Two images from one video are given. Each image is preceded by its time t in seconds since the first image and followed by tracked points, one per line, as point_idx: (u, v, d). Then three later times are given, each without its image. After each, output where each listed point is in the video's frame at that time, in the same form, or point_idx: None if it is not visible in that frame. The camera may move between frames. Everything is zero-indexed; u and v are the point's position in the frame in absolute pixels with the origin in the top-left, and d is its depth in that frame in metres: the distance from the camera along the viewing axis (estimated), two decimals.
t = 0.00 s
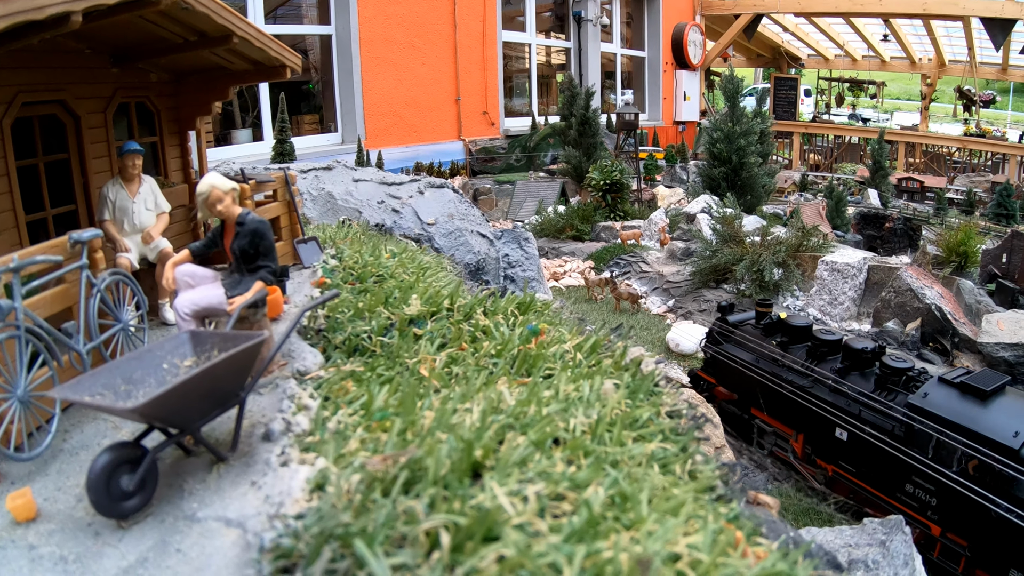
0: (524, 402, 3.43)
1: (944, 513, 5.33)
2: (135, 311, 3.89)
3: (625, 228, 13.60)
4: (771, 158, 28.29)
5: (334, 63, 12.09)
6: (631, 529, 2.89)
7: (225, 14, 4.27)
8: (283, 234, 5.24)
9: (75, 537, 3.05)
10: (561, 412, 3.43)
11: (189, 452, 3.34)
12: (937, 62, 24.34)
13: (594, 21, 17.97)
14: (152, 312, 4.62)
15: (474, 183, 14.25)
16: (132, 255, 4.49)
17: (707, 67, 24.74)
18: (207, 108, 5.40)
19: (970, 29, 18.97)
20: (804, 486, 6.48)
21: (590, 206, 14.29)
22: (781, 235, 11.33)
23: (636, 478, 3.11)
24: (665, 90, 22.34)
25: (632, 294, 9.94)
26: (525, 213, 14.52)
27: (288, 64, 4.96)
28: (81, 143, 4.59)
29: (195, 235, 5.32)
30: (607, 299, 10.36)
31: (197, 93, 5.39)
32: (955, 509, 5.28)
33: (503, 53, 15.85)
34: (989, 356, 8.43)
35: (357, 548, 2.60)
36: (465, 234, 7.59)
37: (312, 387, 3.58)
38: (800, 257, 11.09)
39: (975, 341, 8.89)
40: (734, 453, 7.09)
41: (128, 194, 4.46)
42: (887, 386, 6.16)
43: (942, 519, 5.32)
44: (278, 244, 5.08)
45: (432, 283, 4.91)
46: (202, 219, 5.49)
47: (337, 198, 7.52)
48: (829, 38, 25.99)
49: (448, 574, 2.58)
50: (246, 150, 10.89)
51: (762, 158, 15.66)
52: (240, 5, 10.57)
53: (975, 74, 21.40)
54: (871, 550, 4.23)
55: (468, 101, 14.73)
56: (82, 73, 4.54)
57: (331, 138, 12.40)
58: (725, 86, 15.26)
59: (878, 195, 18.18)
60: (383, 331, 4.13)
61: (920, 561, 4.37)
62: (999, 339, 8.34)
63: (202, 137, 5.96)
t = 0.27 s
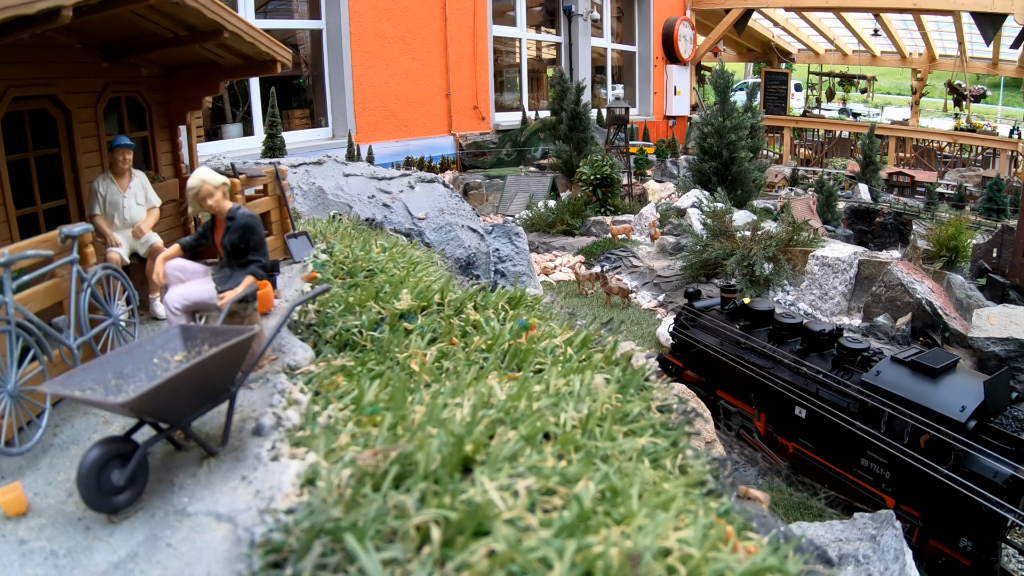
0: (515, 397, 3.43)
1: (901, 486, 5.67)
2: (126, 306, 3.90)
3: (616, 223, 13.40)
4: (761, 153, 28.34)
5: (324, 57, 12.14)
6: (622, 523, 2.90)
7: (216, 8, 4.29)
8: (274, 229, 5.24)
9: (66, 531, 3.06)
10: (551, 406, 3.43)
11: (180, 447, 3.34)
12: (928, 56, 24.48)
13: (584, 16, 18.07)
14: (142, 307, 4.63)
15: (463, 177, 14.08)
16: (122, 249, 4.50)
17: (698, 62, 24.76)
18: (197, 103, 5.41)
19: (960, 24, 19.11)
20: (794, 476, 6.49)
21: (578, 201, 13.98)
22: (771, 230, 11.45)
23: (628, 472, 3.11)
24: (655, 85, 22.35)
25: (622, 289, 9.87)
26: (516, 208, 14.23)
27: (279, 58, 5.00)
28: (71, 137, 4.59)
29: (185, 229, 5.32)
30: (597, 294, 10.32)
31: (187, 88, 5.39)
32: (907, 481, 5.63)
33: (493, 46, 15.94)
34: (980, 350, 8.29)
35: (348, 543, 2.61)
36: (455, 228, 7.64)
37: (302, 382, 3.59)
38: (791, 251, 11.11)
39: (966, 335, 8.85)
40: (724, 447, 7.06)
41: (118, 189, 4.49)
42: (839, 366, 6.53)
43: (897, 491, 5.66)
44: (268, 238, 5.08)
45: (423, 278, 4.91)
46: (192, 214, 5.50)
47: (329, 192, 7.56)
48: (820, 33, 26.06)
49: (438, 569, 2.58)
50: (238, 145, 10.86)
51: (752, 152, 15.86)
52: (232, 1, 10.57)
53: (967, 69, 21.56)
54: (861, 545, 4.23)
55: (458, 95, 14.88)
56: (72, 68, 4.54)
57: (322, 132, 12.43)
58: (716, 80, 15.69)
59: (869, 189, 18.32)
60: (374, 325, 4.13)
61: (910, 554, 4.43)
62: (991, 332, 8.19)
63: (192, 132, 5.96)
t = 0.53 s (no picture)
0: (505, 391, 3.43)
1: (859, 460, 6.54)
2: (117, 300, 3.90)
3: (606, 218, 13.48)
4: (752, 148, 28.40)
5: (314, 51, 12.15)
6: (612, 518, 2.90)
7: (206, 2, 4.30)
8: (264, 223, 5.30)
9: (56, 526, 3.07)
10: (542, 401, 3.43)
11: (170, 441, 3.33)
12: (918, 50, 24.35)
13: (573, 10, 17.93)
14: (132, 302, 4.63)
15: (454, 172, 14.25)
16: (114, 245, 4.53)
17: (688, 57, 24.78)
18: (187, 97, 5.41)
19: (949, 18, 19.22)
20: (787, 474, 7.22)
21: (569, 195, 13.97)
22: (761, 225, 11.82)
23: (618, 467, 3.12)
24: (646, 80, 22.34)
25: (612, 284, 10.08)
26: (506, 202, 14.28)
27: (269, 52, 5.01)
28: (61, 132, 4.58)
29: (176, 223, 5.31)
30: (587, 288, 10.45)
31: (177, 82, 5.40)
32: (862, 456, 6.50)
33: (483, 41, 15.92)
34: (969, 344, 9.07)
35: (338, 537, 2.61)
36: (446, 223, 7.64)
37: (292, 376, 3.59)
38: (781, 246, 11.50)
39: (956, 330, 9.37)
40: (715, 445, 7.75)
41: (108, 183, 4.49)
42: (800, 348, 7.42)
43: (854, 465, 6.53)
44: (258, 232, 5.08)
45: (413, 272, 4.91)
46: (182, 209, 5.49)
47: (319, 186, 7.56)
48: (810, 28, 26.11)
49: (429, 564, 2.59)
50: (227, 140, 10.85)
51: (742, 147, 16.08)
52: None
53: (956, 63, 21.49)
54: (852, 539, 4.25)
55: (448, 90, 14.86)
56: (62, 62, 4.53)
57: (312, 127, 12.41)
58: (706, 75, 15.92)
59: (859, 183, 18.47)
60: (363, 319, 4.13)
61: (899, 548, 4.49)
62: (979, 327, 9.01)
63: (182, 127, 5.96)
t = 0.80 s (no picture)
0: (495, 385, 3.43)
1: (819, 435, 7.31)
2: (106, 295, 3.92)
3: (596, 212, 13.83)
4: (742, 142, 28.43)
5: (303, 45, 12.13)
6: (602, 512, 2.90)
7: None
8: (254, 218, 5.25)
9: (46, 520, 3.08)
10: (531, 395, 3.43)
11: (160, 435, 3.33)
12: (909, 45, 24.54)
13: (564, 4, 18.05)
14: (122, 296, 4.63)
15: (444, 166, 14.12)
16: (103, 239, 4.51)
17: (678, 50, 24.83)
18: (177, 92, 5.42)
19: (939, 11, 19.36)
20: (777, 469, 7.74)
21: (558, 190, 14.31)
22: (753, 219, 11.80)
23: (608, 461, 3.12)
24: (635, 74, 22.33)
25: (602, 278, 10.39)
26: (496, 196, 14.59)
27: (259, 47, 5.03)
28: (52, 127, 4.57)
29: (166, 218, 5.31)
30: (577, 282, 10.55)
31: (168, 77, 5.41)
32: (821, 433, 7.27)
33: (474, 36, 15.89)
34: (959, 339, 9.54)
35: (327, 531, 2.62)
36: (435, 217, 7.64)
37: (282, 370, 3.59)
38: (771, 240, 11.54)
39: (945, 325, 9.99)
40: (706, 438, 8.27)
41: (98, 177, 4.49)
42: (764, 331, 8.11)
43: (814, 441, 7.30)
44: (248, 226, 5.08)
45: (403, 267, 4.90)
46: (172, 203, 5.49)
47: (308, 181, 7.54)
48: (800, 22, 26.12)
49: (419, 558, 2.60)
50: (217, 134, 10.86)
51: (734, 141, 16.13)
52: None
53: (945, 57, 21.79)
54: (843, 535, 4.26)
55: (439, 85, 14.80)
56: (53, 56, 4.54)
57: (301, 121, 12.41)
58: (695, 69, 15.70)
59: (849, 178, 18.64)
60: (354, 314, 4.13)
61: (889, 543, 4.53)
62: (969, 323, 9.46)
63: (172, 121, 5.97)
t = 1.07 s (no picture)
0: (485, 380, 3.43)
1: (778, 414, 7.51)
2: (96, 290, 3.92)
3: (585, 207, 13.82)
4: (732, 136, 28.56)
5: (294, 39, 12.39)
6: (592, 506, 2.90)
7: None
8: (244, 212, 5.24)
9: (36, 515, 3.08)
10: (521, 389, 3.43)
11: (149, 430, 3.33)
12: (899, 39, 24.76)
13: None
14: (112, 290, 4.64)
15: (433, 160, 14.42)
16: (92, 233, 4.52)
17: (668, 44, 24.98)
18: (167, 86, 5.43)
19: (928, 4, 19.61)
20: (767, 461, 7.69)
21: (549, 184, 14.47)
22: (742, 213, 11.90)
23: (597, 455, 3.12)
24: (625, 68, 22.40)
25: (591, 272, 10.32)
26: (486, 190, 14.75)
27: (248, 41, 5.04)
28: (42, 121, 4.58)
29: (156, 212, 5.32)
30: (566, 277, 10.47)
31: (157, 71, 5.42)
32: (778, 411, 7.49)
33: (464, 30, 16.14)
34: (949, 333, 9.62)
35: (317, 526, 2.62)
36: (425, 212, 7.71)
37: (272, 365, 3.58)
38: (761, 234, 11.65)
39: (934, 319, 10.08)
40: (695, 430, 8.34)
41: (88, 171, 4.50)
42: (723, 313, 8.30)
43: (773, 419, 7.50)
44: (238, 221, 5.08)
45: (392, 261, 4.90)
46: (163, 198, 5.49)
47: (298, 175, 7.48)
48: (790, 16, 26.24)
49: (409, 552, 2.61)
50: (207, 128, 11.06)
51: (724, 135, 16.60)
52: None
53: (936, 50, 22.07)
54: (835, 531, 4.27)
55: (429, 79, 15.13)
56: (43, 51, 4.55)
57: (292, 115, 12.65)
58: (685, 63, 16.28)
59: (839, 172, 18.92)
60: (343, 308, 4.12)
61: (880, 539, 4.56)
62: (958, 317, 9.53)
63: (162, 115, 5.98)
